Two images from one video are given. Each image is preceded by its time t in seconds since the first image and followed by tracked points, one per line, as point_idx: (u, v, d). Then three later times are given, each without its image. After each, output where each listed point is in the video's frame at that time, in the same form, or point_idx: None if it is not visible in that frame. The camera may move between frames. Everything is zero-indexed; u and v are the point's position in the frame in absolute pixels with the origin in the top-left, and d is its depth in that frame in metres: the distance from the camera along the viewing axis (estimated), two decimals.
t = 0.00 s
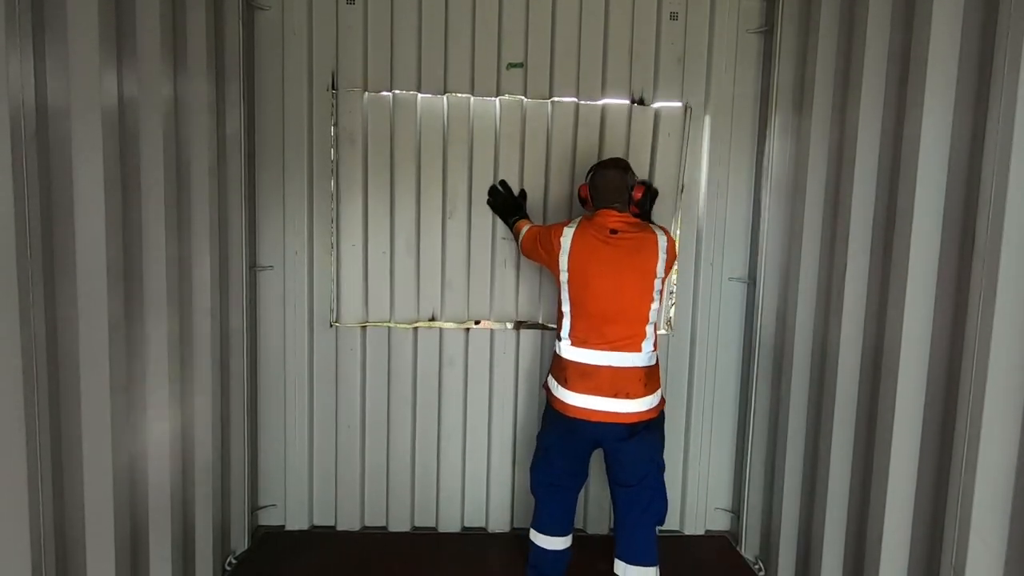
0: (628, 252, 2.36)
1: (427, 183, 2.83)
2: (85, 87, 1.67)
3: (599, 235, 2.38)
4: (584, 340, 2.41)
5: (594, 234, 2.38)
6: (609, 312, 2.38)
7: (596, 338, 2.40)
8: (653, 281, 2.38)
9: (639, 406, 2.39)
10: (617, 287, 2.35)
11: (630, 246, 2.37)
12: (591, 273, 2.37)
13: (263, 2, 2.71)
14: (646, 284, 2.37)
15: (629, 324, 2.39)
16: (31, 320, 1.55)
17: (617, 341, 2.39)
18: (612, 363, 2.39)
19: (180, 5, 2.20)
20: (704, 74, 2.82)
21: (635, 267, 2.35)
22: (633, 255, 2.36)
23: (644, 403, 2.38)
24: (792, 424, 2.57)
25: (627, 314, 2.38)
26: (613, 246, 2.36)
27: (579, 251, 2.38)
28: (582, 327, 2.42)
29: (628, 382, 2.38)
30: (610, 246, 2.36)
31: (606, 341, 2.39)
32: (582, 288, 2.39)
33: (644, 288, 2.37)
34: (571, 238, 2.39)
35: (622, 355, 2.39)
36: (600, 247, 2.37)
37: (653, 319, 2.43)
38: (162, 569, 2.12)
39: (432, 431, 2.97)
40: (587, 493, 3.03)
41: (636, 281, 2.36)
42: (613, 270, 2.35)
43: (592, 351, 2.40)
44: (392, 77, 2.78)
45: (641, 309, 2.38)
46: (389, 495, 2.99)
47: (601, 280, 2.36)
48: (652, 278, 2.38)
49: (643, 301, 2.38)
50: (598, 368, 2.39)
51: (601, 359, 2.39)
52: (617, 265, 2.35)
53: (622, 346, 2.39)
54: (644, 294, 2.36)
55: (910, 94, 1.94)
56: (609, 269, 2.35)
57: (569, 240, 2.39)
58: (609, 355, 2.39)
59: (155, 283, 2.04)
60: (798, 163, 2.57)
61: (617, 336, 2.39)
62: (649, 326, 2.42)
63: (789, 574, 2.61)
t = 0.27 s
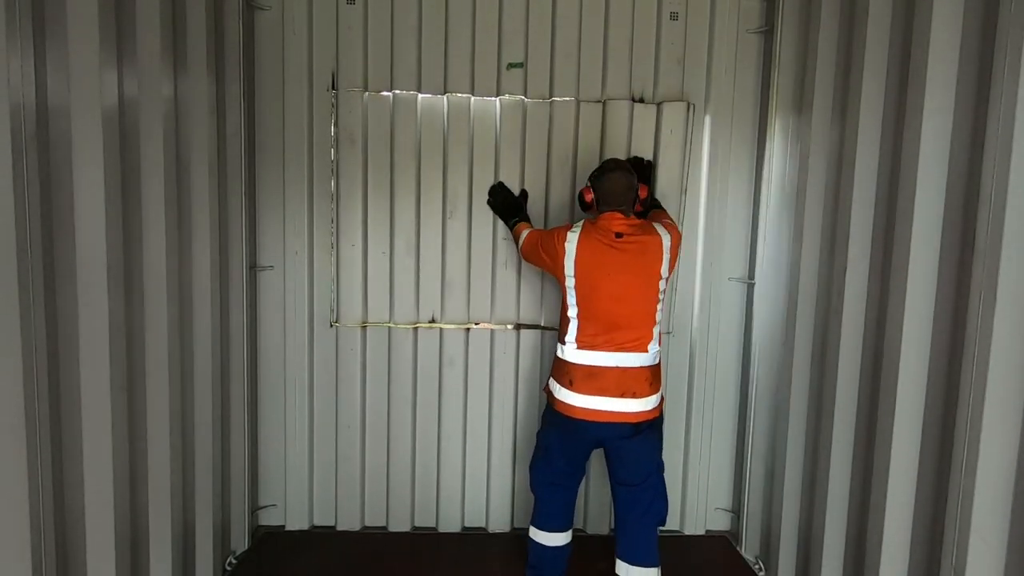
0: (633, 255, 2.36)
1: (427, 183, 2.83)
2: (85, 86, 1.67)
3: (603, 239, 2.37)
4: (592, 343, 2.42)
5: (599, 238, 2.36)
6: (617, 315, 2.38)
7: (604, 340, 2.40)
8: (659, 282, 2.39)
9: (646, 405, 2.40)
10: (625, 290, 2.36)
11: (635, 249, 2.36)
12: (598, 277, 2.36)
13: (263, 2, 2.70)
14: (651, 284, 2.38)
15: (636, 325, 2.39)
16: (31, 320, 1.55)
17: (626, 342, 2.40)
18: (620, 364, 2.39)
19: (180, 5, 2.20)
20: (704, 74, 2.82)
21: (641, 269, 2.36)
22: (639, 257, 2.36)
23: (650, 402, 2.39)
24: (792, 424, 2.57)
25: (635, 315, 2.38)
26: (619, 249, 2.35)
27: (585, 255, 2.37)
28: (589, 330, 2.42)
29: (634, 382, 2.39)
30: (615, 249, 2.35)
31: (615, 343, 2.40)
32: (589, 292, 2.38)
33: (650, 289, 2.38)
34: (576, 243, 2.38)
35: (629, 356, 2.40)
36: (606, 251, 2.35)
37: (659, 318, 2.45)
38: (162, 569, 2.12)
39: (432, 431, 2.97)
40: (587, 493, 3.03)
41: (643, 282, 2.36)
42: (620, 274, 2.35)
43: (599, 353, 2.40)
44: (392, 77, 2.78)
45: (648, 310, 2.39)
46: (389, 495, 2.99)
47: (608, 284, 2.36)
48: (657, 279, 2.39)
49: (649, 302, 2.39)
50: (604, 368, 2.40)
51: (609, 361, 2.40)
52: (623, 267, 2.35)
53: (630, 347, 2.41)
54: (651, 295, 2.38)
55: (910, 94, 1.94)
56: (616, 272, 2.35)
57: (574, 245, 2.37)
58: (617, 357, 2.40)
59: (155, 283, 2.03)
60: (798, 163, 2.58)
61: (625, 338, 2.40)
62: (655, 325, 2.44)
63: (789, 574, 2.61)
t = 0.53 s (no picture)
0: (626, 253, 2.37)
1: (427, 183, 2.83)
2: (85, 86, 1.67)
3: (596, 237, 2.38)
4: (585, 341, 2.42)
5: (592, 236, 2.38)
6: (610, 313, 2.39)
7: (598, 339, 2.41)
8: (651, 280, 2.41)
9: (641, 403, 2.40)
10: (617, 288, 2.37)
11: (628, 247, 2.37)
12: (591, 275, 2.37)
13: (263, 2, 2.71)
14: (643, 283, 2.40)
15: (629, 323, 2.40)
16: (31, 320, 1.55)
17: (620, 341, 2.40)
18: (614, 362, 2.39)
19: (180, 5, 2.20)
20: (705, 74, 2.82)
21: (633, 267, 2.38)
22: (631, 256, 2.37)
23: (644, 400, 2.39)
24: (792, 425, 2.57)
25: (628, 313, 2.40)
26: (612, 247, 2.37)
27: (578, 253, 2.38)
28: (583, 329, 2.42)
29: (629, 380, 2.39)
30: (608, 247, 2.37)
31: (608, 341, 2.40)
32: (582, 289, 2.39)
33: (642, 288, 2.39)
34: (569, 240, 2.38)
35: (624, 355, 2.40)
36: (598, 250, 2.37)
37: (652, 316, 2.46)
38: (162, 569, 2.12)
39: (432, 431, 2.97)
40: (587, 493, 3.03)
41: (634, 280, 2.39)
42: (613, 272, 2.36)
43: (594, 352, 2.40)
44: (392, 77, 2.78)
45: (640, 308, 2.41)
46: (389, 495, 3.00)
47: (601, 281, 2.37)
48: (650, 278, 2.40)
49: (642, 300, 2.40)
50: (599, 367, 2.40)
51: (603, 360, 2.39)
52: (616, 265, 2.37)
53: (624, 345, 2.41)
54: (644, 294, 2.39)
55: (911, 95, 1.93)
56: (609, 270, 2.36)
57: (568, 243, 2.38)
58: (611, 356, 2.39)
59: (155, 283, 2.04)
60: (799, 163, 2.57)
61: (619, 336, 2.40)
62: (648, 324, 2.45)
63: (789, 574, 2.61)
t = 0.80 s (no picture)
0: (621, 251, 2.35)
1: (427, 183, 2.83)
2: (86, 86, 1.67)
3: (591, 235, 2.36)
4: (584, 340, 2.40)
5: (586, 235, 2.36)
6: (607, 311, 2.37)
7: (596, 337, 2.39)
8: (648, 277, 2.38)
9: (639, 399, 2.40)
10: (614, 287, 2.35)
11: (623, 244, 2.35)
12: (588, 273, 2.35)
13: (263, 2, 2.71)
14: (639, 278, 2.39)
15: (627, 319, 2.39)
16: (31, 320, 1.55)
17: (618, 339, 2.39)
18: (613, 360, 2.38)
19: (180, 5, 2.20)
20: (704, 75, 2.82)
21: (629, 263, 2.36)
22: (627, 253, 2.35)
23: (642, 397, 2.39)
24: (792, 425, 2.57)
25: (626, 310, 2.38)
26: (607, 245, 2.35)
27: (574, 252, 2.36)
28: (581, 327, 2.40)
29: (627, 377, 2.39)
30: (604, 245, 2.35)
31: (607, 339, 2.39)
32: (579, 289, 2.38)
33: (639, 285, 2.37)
34: (564, 239, 2.37)
35: (622, 353, 2.39)
36: (594, 248, 2.35)
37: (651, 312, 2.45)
38: (162, 569, 2.12)
39: (432, 430, 2.97)
40: (586, 492, 3.04)
41: (631, 278, 2.37)
42: (610, 271, 2.34)
43: (592, 350, 2.39)
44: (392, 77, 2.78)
45: (638, 304, 2.40)
46: (389, 495, 3.00)
47: (598, 279, 2.35)
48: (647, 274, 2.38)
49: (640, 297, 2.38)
50: (597, 365, 2.39)
51: (601, 358, 2.38)
52: (612, 262, 2.34)
53: (622, 343, 2.40)
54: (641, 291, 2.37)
55: (911, 95, 1.94)
56: (605, 268, 2.34)
57: (562, 242, 2.37)
58: (609, 354, 2.38)
59: (155, 283, 2.04)
60: (799, 163, 2.57)
61: (617, 333, 2.39)
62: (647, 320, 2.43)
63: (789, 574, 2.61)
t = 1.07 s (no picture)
0: (629, 249, 2.35)
1: (427, 183, 2.83)
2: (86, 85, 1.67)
3: (599, 233, 2.35)
4: (591, 339, 2.39)
5: (594, 233, 2.34)
6: (615, 311, 2.36)
7: (603, 336, 2.38)
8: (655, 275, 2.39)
9: (643, 401, 2.42)
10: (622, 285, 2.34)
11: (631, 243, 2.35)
12: (596, 272, 2.33)
13: (263, 2, 2.71)
14: (648, 278, 2.38)
15: (634, 319, 2.38)
16: (31, 319, 1.55)
17: (625, 338, 2.39)
18: (619, 361, 2.39)
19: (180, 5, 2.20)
20: (705, 75, 2.82)
21: (638, 263, 2.35)
22: (635, 252, 2.35)
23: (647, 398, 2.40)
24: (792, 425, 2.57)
25: (633, 310, 2.37)
26: (615, 243, 2.34)
27: (581, 251, 2.34)
28: (587, 327, 2.39)
29: (632, 378, 2.40)
30: (612, 244, 2.34)
31: (613, 339, 2.38)
32: (586, 288, 2.35)
33: (647, 284, 2.37)
34: (572, 238, 2.34)
35: (628, 352, 2.40)
36: (602, 247, 2.33)
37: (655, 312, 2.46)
38: (162, 568, 2.12)
39: (432, 431, 2.97)
40: (587, 493, 3.03)
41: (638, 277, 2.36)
42: (618, 270, 2.33)
43: (598, 350, 2.39)
44: (392, 77, 2.78)
45: (645, 304, 2.39)
46: (389, 495, 3.00)
47: (605, 278, 2.34)
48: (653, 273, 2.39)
49: (647, 296, 2.38)
50: (602, 366, 2.39)
51: (608, 358, 2.38)
52: (621, 262, 2.33)
53: (629, 342, 2.40)
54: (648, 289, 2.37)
55: (911, 95, 1.93)
56: (614, 267, 2.33)
57: (569, 240, 2.34)
58: (616, 354, 2.38)
59: (155, 283, 2.04)
60: (799, 163, 2.57)
61: (624, 334, 2.38)
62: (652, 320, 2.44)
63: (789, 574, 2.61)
